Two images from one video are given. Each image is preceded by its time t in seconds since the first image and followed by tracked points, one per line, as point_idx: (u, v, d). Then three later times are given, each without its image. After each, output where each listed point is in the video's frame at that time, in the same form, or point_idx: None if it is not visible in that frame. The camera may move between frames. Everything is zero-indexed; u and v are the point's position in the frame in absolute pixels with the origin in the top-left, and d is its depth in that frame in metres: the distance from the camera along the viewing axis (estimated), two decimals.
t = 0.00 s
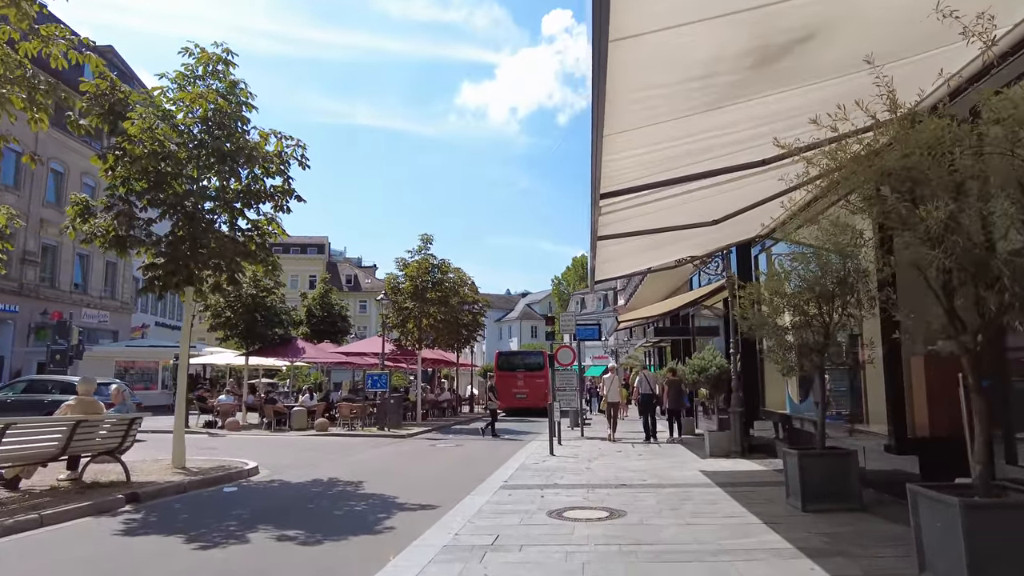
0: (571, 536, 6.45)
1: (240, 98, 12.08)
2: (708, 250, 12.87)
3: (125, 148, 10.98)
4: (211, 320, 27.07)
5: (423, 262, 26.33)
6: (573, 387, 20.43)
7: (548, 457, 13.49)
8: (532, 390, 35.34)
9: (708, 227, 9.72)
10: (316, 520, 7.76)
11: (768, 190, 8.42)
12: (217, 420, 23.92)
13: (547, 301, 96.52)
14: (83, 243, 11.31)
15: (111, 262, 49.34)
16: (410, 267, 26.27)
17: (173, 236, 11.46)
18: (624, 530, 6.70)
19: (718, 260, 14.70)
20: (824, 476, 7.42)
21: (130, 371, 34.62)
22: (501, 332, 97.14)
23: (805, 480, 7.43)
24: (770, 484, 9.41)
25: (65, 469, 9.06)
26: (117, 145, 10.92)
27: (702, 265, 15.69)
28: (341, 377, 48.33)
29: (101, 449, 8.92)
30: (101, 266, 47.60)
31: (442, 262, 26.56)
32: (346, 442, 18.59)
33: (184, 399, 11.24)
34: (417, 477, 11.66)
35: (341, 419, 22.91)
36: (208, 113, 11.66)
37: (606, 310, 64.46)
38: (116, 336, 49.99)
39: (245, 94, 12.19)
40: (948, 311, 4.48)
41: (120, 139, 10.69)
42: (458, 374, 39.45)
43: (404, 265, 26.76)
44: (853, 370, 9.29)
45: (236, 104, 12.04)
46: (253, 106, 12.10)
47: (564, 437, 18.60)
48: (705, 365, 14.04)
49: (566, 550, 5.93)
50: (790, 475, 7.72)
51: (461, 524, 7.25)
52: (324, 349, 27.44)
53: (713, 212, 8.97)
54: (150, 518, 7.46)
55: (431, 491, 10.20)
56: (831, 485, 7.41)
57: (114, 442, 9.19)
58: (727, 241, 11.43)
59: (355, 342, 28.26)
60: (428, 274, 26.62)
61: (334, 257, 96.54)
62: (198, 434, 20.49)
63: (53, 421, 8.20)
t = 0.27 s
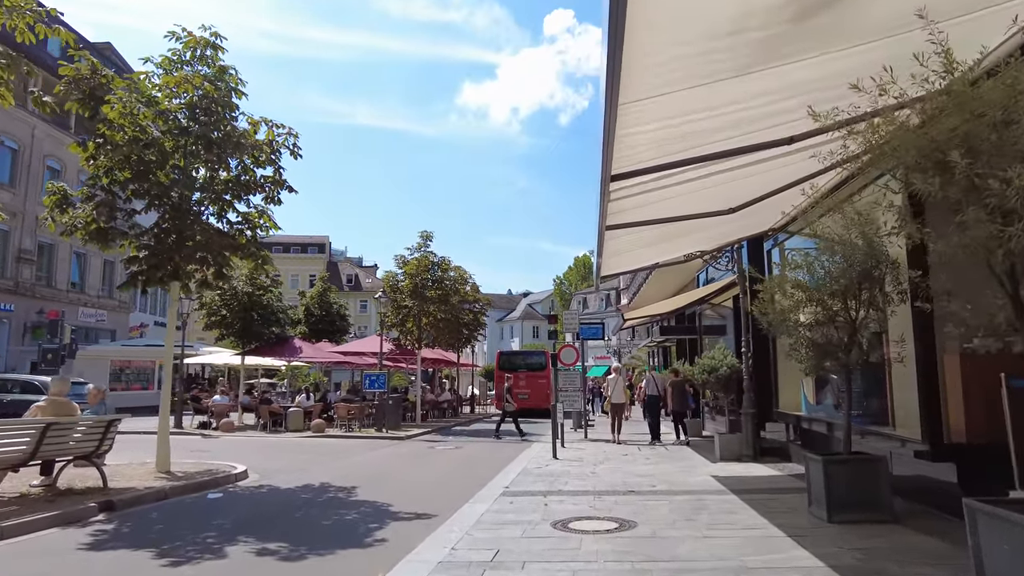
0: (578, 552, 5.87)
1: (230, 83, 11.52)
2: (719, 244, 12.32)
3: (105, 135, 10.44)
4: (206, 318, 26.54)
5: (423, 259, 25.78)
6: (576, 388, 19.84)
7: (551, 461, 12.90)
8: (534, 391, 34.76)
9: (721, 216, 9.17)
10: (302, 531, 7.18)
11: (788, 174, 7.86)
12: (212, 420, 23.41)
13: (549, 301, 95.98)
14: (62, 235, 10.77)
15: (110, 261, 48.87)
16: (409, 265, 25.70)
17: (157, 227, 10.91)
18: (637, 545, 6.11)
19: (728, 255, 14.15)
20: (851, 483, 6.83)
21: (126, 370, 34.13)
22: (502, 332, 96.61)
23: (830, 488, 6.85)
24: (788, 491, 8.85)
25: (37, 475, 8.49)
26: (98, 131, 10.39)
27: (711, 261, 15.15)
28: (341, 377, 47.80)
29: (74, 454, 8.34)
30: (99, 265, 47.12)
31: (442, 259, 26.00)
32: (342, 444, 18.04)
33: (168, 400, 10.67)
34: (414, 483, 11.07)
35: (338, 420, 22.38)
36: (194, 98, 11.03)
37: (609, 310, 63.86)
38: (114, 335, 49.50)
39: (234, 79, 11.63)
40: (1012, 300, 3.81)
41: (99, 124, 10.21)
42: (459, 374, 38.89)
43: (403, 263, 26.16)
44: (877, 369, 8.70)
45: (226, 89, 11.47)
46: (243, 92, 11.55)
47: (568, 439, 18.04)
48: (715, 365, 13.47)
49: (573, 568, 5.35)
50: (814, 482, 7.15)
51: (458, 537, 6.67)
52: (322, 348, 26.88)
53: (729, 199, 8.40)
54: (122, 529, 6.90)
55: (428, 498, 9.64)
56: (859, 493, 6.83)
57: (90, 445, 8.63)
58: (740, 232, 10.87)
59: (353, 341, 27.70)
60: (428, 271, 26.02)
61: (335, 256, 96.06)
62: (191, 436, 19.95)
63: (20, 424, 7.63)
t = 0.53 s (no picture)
0: (582, 565, 5.33)
1: (215, 65, 10.99)
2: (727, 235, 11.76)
3: (79, 118, 9.87)
4: (200, 316, 25.99)
5: (420, 255, 25.19)
6: (578, 387, 19.29)
7: (552, 462, 12.35)
8: (535, 389, 34.23)
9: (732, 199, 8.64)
10: (283, 541, 6.63)
11: (805, 152, 7.34)
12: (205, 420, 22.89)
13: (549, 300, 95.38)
14: (36, 224, 10.23)
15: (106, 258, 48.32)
16: (407, 261, 25.12)
17: (137, 215, 10.36)
18: (647, 557, 5.57)
19: (736, 248, 13.62)
20: (879, 490, 6.28)
21: (120, 369, 33.59)
22: (502, 330, 96.04)
23: (855, 494, 6.31)
24: (804, 495, 8.31)
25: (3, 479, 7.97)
26: (70, 114, 9.80)
27: (718, 254, 14.60)
28: (339, 376, 47.24)
29: (41, 456, 7.80)
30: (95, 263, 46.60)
31: (440, 256, 25.43)
32: (337, 445, 17.50)
33: (148, 399, 10.14)
34: (408, 487, 10.50)
35: (333, 420, 21.83)
36: (175, 81, 10.49)
37: (610, 308, 63.37)
38: (111, 333, 48.99)
39: (219, 61, 11.08)
40: None
41: (70, 105, 9.63)
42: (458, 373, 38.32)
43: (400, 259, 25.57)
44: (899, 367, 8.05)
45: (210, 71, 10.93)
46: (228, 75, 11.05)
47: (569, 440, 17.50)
48: (723, 362, 12.91)
49: None
50: (837, 487, 6.61)
51: (451, 547, 6.14)
52: (317, 346, 26.31)
53: (741, 180, 7.87)
54: (85, 540, 6.35)
55: (422, 503, 9.10)
56: (887, 500, 6.28)
57: (59, 447, 8.08)
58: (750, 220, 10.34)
59: (350, 338, 27.14)
60: (426, 268, 25.42)
61: (334, 254, 95.46)
62: (183, 436, 19.42)
63: None
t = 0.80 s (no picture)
0: None
1: (198, 54, 10.45)
2: (737, 232, 11.22)
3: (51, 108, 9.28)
4: (193, 319, 25.44)
5: (418, 256, 24.62)
6: (580, 391, 18.71)
7: (553, 471, 11.77)
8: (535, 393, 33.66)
9: (745, 189, 8.11)
10: (259, 563, 6.06)
11: (825, 136, 6.83)
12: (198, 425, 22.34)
13: (550, 302, 94.82)
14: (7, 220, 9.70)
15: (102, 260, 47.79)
16: (404, 262, 24.56)
17: (116, 212, 9.85)
18: None
19: (744, 246, 13.09)
20: (912, 508, 5.73)
21: (113, 373, 33.07)
22: (503, 333, 95.49)
23: (886, 512, 5.76)
24: (825, 508, 7.74)
25: None
26: (42, 104, 9.24)
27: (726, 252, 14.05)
28: (337, 379, 46.70)
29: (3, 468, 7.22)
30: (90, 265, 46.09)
31: (439, 257, 24.87)
32: (330, 451, 16.95)
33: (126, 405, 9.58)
34: (401, 500, 9.94)
35: (328, 425, 21.28)
36: (155, 70, 9.96)
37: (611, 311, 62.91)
38: (107, 336, 48.46)
39: (203, 49, 10.56)
40: None
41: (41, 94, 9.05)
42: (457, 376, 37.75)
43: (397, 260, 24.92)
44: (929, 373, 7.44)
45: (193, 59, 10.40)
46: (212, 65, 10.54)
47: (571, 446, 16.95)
48: (731, 365, 12.30)
49: None
50: (865, 503, 6.05)
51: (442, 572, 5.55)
52: (313, 349, 25.75)
53: (757, 167, 7.34)
54: (41, 563, 5.79)
55: (414, 518, 8.55)
56: (921, 518, 5.72)
57: (25, 458, 7.51)
58: (761, 213, 9.82)
59: (347, 341, 26.60)
60: (424, 269, 24.83)
61: (333, 256, 95.00)
62: (173, 442, 18.88)
63: None
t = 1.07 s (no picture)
0: None
1: (181, 35, 9.90)
2: (749, 223, 10.70)
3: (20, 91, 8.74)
4: (187, 318, 24.92)
5: (417, 254, 24.08)
6: (583, 391, 18.18)
7: (556, 475, 11.24)
8: (537, 394, 33.13)
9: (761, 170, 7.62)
10: None
11: (852, 109, 6.34)
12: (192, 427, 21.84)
13: (552, 303, 94.26)
14: None
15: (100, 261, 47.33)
16: (403, 260, 24.02)
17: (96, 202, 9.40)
18: None
19: (755, 241, 12.57)
20: (955, 517, 5.19)
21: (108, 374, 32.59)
22: (504, 334, 94.95)
23: (923, 522, 5.22)
24: (848, 515, 7.20)
25: None
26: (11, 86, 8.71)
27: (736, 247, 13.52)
28: (337, 381, 46.20)
29: None
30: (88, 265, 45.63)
31: (438, 255, 24.36)
32: (325, 453, 16.44)
33: (104, 405, 9.06)
34: (395, 506, 9.41)
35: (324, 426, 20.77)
36: (134, 51, 9.42)
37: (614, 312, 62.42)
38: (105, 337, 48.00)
39: (186, 30, 10.00)
40: None
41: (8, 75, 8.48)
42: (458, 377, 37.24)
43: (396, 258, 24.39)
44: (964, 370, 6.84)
45: (176, 41, 9.84)
46: (197, 47, 10.01)
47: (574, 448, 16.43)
48: (745, 365, 11.71)
49: None
50: (899, 512, 5.52)
51: None
52: (310, 349, 25.25)
53: (776, 143, 6.83)
54: None
55: (408, 525, 8.03)
56: (962, 530, 5.19)
57: None
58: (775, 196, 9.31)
59: (344, 341, 26.10)
60: (423, 267, 24.30)
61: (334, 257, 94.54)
62: (165, 445, 18.39)
63: None
